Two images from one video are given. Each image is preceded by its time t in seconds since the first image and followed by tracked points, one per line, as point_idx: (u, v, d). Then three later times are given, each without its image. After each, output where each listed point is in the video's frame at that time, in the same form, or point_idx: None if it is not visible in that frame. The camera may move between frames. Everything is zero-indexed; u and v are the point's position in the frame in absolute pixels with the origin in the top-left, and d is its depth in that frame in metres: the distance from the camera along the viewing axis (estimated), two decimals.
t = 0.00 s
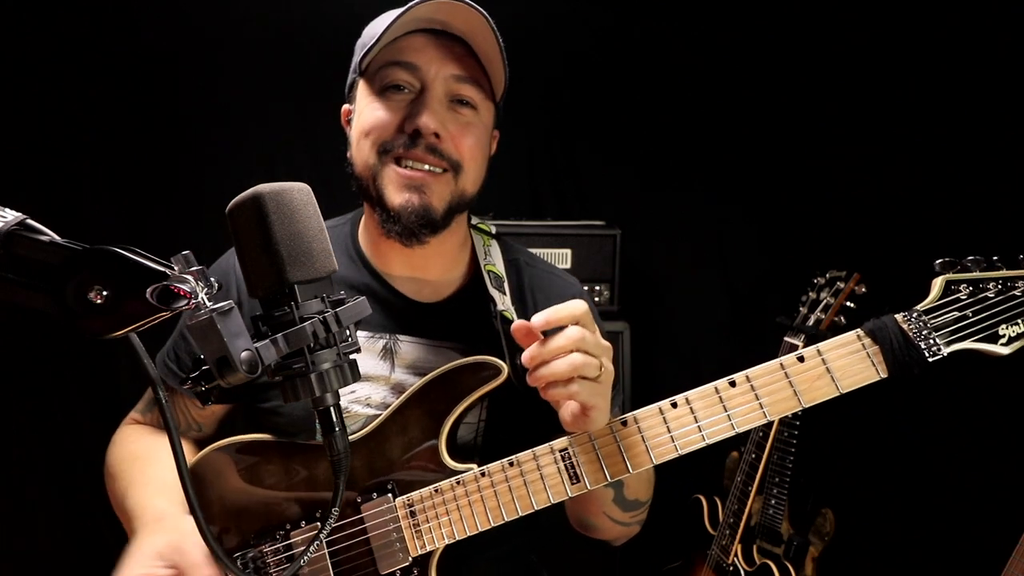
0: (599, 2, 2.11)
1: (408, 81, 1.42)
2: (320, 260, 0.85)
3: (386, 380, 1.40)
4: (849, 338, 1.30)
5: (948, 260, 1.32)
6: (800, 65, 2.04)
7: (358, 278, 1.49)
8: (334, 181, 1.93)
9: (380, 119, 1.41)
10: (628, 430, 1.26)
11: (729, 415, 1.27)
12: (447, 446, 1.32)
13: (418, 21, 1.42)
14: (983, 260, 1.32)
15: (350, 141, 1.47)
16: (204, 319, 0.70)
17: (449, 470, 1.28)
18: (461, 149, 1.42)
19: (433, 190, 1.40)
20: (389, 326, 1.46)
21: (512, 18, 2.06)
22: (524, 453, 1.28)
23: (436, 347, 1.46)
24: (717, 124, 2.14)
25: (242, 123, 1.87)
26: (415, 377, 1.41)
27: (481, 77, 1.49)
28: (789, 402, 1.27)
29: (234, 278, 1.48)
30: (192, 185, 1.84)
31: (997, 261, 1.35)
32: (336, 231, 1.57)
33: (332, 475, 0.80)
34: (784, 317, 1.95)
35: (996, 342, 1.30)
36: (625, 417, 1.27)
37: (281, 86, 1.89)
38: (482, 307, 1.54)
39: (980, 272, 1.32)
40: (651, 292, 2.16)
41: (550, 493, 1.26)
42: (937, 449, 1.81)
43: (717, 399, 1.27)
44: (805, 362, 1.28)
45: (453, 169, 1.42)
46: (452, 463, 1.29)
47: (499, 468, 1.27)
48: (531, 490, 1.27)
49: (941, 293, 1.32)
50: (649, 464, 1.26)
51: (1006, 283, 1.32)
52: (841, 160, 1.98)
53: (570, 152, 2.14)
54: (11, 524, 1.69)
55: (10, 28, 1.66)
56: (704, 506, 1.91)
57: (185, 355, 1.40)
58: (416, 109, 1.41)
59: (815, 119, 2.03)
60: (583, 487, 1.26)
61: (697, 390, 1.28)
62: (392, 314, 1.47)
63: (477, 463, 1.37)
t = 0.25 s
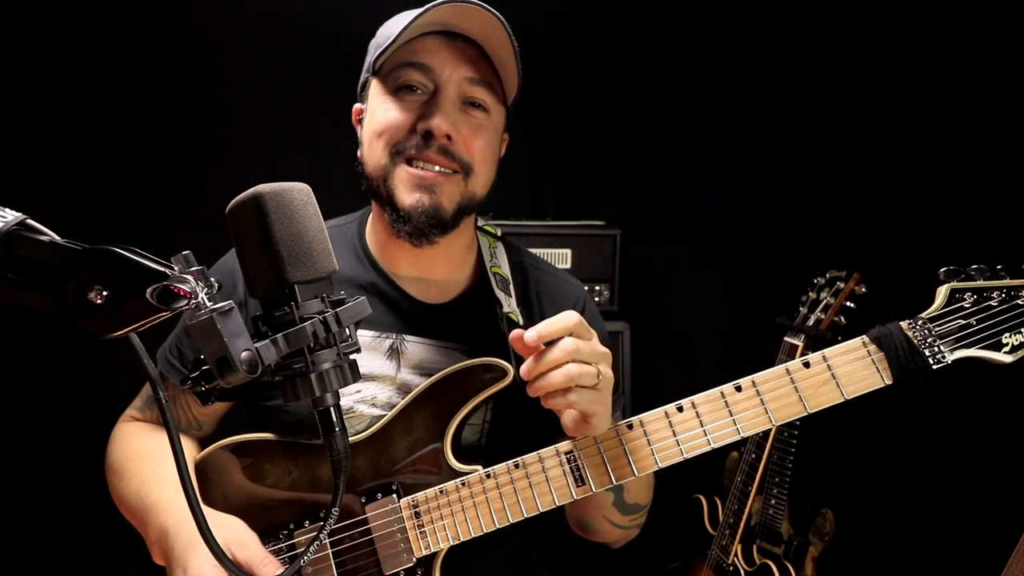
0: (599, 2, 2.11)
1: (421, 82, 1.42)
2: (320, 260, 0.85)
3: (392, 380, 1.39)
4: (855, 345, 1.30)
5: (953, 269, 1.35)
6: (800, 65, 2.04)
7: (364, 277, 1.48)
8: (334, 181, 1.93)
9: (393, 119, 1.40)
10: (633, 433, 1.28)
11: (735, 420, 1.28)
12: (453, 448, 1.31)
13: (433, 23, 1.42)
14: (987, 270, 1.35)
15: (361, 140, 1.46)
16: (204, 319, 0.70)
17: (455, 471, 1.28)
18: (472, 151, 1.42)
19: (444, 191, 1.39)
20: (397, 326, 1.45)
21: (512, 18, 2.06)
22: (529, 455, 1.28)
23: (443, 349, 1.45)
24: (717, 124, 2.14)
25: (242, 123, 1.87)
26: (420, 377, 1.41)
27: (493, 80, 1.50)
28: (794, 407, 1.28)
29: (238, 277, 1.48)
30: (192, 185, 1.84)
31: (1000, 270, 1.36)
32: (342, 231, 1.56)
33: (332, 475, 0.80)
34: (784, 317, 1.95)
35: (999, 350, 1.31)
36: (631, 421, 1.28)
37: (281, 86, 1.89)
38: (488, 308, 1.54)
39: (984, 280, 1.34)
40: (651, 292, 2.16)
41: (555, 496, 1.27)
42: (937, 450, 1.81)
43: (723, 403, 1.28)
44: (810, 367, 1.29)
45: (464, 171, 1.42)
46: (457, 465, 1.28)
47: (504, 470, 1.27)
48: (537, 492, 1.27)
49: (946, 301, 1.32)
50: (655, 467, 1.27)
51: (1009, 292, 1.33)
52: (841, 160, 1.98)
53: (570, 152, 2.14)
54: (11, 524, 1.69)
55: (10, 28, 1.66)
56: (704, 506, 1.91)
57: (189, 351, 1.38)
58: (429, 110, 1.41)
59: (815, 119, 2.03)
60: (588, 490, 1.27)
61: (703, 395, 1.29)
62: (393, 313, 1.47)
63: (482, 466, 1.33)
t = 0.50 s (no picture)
0: (598, 2, 2.11)
1: (431, 85, 1.42)
2: (320, 260, 0.85)
3: (395, 379, 1.39)
4: (855, 346, 1.30)
5: (951, 272, 1.33)
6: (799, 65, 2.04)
7: (368, 276, 1.49)
8: (334, 181, 1.93)
9: (402, 121, 1.40)
10: (636, 433, 1.28)
11: (737, 420, 1.27)
12: (455, 447, 1.32)
13: (444, 26, 1.42)
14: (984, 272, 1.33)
15: (369, 141, 1.46)
16: (204, 319, 0.70)
17: (457, 471, 1.28)
18: (479, 155, 1.42)
19: (450, 193, 1.38)
20: (400, 325, 1.45)
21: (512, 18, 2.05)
22: (532, 454, 1.28)
23: (446, 348, 1.45)
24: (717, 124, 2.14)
25: (242, 123, 1.87)
26: (423, 376, 1.41)
27: (501, 85, 1.50)
28: (796, 408, 1.28)
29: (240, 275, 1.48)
30: (192, 184, 1.84)
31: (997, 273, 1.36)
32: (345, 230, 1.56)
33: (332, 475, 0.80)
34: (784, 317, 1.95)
35: (996, 352, 1.31)
36: (633, 421, 1.29)
37: (281, 86, 1.89)
38: (492, 308, 1.53)
39: (981, 283, 1.33)
40: (651, 292, 2.16)
41: (558, 494, 1.26)
42: (937, 450, 1.81)
43: (725, 403, 1.28)
44: (811, 368, 1.28)
45: (471, 174, 1.41)
46: (460, 465, 1.28)
47: (507, 470, 1.27)
48: (539, 491, 1.27)
49: (944, 304, 1.32)
50: (657, 466, 1.27)
51: (1006, 295, 1.33)
52: (841, 160, 1.98)
53: (570, 152, 2.14)
54: (11, 524, 1.69)
55: (10, 28, 1.66)
56: (704, 506, 1.91)
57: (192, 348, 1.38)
58: (438, 112, 1.40)
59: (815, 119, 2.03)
60: (591, 489, 1.27)
61: (705, 395, 1.29)
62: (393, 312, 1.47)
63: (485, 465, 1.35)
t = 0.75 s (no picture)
0: (599, 2, 2.10)
1: (431, 84, 1.42)
2: (320, 260, 0.85)
3: (394, 379, 1.39)
4: (854, 343, 1.31)
5: (950, 269, 1.34)
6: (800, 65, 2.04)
7: (367, 276, 1.49)
8: (335, 181, 1.93)
9: (402, 120, 1.40)
10: (635, 432, 1.28)
11: (736, 418, 1.27)
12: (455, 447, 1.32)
13: (445, 26, 1.43)
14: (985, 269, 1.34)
15: (370, 141, 1.46)
16: (204, 319, 0.70)
17: (457, 470, 1.28)
18: (478, 154, 1.42)
19: (449, 193, 1.38)
20: (399, 325, 1.45)
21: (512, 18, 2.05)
22: (531, 453, 1.28)
23: (445, 347, 1.45)
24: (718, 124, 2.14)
25: (243, 123, 1.87)
26: (422, 375, 1.41)
27: (501, 84, 1.50)
28: (795, 405, 1.28)
29: (239, 276, 1.48)
30: (193, 184, 1.84)
31: (996, 270, 1.36)
32: (344, 230, 1.56)
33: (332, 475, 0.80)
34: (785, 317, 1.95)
35: (996, 349, 1.31)
36: (633, 419, 1.29)
37: (281, 86, 1.89)
38: (491, 308, 1.54)
39: (980, 280, 1.34)
40: (652, 292, 2.16)
41: (558, 493, 1.27)
42: (936, 450, 1.81)
43: (724, 401, 1.28)
44: (810, 366, 1.29)
45: (471, 174, 1.41)
46: (460, 464, 1.29)
47: (506, 468, 1.27)
48: (539, 490, 1.27)
49: (943, 300, 1.32)
50: (656, 465, 1.28)
51: (1005, 292, 1.33)
52: (842, 160, 1.98)
53: (570, 152, 2.14)
54: (11, 524, 1.69)
55: (10, 28, 1.66)
56: (704, 506, 1.91)
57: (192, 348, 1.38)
58: (438, 112, 1.40)
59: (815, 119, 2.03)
60: (590, 488, 1.27)
61: (704, 393, 1.29)
62: (391, 312, 1.47)
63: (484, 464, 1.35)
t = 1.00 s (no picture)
0: (599, 2, 2.10)
1: (419, 82, 1.41)
2: (320, 261, 0.85)
3: (392, 378, 1.40)
4: (852, 340, 1.31)
5: (949, 264, 1.31)
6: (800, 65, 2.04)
7: (364, 276, 1.48)
8: (335, 181, 1.93)
9: (391, 120, 1.40)
10: (632, 430, 1.28)
11: (734, 416, 1.27)
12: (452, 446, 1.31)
13: (431, 22, 1.41)
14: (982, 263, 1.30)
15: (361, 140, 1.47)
16: (204, 319, 0.70)
17: (455, 470, 1.28)
18: (469, 150, 1.42)
19: (440, 189, 1.39)
20: (395, 324, 1.46)
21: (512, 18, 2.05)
22: (528, 453, 1.28)
23: (442, 346, 1.46)
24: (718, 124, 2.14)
25: (242, 123, 1.87)
26: (420, 375, 1.42)
27: (491, 77, 1.48)
28: (793, 403, 1.28)
29: (238, 277, 1.48)
30: (192, 184, 1.84)
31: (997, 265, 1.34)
32: (340, 230, 1.56)
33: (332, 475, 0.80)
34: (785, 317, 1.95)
35: (996, 345, 1.30)
36: (629, 418, 1.28)
37: (282, 86, 1.89)
38: (488, 307, 1.55)
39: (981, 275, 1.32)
40: (652, 292, 2.16)
41: (555, 492, 1.26)
42: (937, 450, 1.81)
43: (721, 399, 1.28)
44: (808, 363, 1.29)
45: (461, 169, 1.41)
46: (458, 463, 1.29)
47: (502, 468, 1.27)
48: (536, 490, 1.27)
49: (943, 296, 1.32)
50: (653, 463, 1.27)
51: (1006, 287, 1.31)
52: (842, 160, 1.98)
53: (570, 151, 2.14)
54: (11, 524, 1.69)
55: (10, 28, 1.66)
56: (704, 506, 1.91)
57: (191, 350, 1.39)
58: (426, 110, 1.40)
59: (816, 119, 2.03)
60: (587, 486, 1.27)
61: (701, 391, 1.28)
62: (390, 312, 1.47)
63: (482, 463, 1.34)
